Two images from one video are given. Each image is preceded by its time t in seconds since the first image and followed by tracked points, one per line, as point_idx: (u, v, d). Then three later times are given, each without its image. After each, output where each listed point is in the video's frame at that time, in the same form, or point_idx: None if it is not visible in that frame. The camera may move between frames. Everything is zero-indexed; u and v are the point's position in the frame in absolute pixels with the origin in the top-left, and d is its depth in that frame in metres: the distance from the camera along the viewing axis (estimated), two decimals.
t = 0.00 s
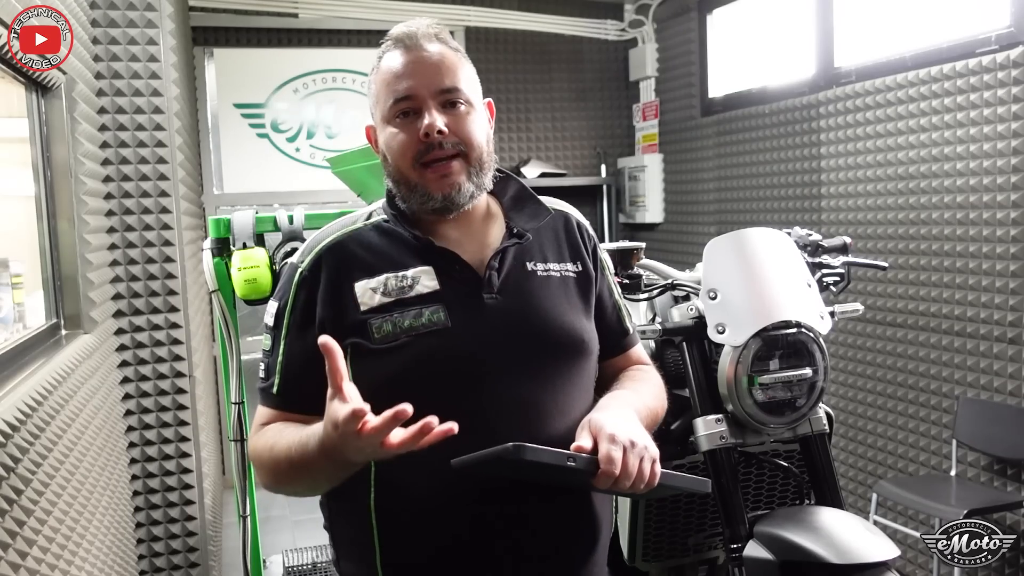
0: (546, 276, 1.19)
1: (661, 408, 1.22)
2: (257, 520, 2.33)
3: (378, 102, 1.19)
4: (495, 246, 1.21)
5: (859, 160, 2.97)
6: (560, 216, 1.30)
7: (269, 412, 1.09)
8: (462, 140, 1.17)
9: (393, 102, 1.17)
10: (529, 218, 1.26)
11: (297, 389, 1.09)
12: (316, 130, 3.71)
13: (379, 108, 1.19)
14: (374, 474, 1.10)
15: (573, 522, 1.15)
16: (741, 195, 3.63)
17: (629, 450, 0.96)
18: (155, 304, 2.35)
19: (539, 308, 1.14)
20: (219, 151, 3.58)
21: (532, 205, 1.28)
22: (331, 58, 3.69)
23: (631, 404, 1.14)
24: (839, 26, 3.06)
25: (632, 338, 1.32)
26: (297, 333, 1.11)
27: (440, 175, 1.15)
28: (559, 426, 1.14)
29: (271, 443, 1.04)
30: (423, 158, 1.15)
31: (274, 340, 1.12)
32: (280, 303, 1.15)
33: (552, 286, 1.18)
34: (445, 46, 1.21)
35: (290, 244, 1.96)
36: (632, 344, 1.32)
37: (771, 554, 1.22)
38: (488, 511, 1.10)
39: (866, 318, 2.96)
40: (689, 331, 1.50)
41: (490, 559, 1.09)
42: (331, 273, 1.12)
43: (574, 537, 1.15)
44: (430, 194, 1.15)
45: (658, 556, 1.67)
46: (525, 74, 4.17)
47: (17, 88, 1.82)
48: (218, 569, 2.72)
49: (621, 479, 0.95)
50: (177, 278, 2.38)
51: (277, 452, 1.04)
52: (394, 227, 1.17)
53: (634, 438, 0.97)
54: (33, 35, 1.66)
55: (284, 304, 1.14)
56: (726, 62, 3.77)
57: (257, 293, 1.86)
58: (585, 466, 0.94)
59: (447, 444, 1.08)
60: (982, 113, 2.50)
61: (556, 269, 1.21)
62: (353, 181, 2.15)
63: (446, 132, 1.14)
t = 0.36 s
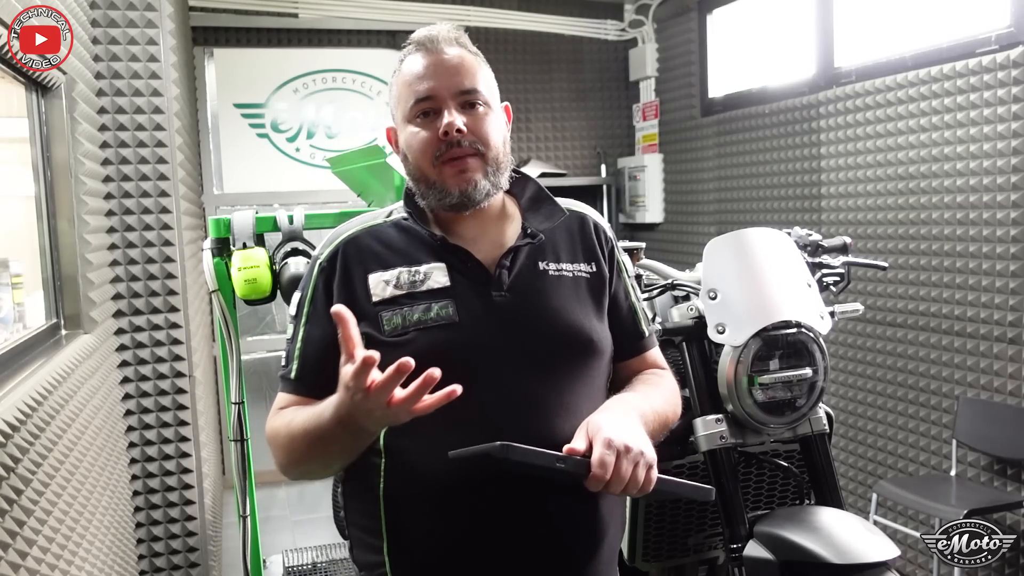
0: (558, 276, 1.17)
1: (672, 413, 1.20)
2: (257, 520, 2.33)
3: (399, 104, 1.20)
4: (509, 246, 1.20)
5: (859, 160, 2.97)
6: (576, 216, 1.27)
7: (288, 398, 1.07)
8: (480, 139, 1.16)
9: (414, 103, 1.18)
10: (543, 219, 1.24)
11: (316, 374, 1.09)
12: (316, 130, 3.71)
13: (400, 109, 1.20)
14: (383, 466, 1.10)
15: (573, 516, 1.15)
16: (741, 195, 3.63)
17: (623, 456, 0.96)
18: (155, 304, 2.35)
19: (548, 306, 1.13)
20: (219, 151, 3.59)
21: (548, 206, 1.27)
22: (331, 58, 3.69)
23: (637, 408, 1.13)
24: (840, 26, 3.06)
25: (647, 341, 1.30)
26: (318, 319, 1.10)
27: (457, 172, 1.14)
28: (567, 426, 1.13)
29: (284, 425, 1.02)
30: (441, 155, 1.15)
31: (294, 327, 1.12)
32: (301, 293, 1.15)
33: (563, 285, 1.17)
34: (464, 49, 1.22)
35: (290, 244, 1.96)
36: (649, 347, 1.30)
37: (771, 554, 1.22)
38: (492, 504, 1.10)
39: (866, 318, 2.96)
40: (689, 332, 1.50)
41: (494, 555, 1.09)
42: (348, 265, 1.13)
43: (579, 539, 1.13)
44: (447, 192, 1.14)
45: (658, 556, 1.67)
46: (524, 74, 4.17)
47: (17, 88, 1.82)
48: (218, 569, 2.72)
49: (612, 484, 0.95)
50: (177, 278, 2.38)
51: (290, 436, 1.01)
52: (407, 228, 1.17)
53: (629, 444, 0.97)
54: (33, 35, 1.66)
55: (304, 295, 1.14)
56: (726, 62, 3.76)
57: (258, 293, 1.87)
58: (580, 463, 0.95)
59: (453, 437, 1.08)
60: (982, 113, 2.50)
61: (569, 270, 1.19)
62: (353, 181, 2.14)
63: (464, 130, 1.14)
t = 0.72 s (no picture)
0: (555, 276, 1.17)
1: (670, 404, 1.20)
2: (257, 519, 2.33)
3: (388, 112, 1.21)
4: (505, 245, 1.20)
5: (859, 160, 2.97)
6: (568, 216, 1.27)
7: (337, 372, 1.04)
8: (470, 140, 1.16)
9: (402, 108, 1.18)
10: (538, 219, 1.23)
11: (369, 350, 1.08)
12: (316, 130, 3.71)
13: (389, 117, 1.20)
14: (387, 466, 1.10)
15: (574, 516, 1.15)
16: (742, 195, 3.63)
17: (615, 442, 0.96)
18: (155, 304, 2.35)
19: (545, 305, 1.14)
20: (219, 151, 3.59)
21: (543, 208, 1.26)
22: (331, 58, 3.69)
23: (633, 396, 1.12)
24: (840, 26, 3.06)
25: (641, 338, 1.29)
26: (360, 298, 1.09)
27: (451, 174, 1.14)
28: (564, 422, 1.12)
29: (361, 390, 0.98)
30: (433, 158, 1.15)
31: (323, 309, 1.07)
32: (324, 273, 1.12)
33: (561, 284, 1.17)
34: (449, 54, 1.22)
35: (290, 244, 1.96)
36: (643, 344, 1.30)
37: (772, 554, 1.22)
38: (494, 494, 1.10)
39: (865, 318, 2.96)
40: (689, 331, 1.50)
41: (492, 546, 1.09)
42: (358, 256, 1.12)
43: (575, 535, 1.13)
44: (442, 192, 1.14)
45: (658, 556, 1.67)
46: (525, 74, 4.17)
47: (17, 88, 1.82)
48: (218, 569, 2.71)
49: (603, 471, 0.95)
50: (177, 278, 2.38)
51: (376, 392, 0.97)
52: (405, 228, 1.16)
53: (622, 430, 0.97)
54: (33, 35, 1.66)
55: (330, 278, 1.10)
56: (726, 62, 3.76)
57: (258, 293, 1.87)
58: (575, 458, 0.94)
59: (455, 431, 1.08)
60: (982, 113, 2.50)
61: (565, 269, 1.19)
62: (353, 181, 2.14)
63: (453, 131, 1.14)
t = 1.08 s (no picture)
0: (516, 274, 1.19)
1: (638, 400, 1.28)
2: (257, 519, 2.33)
3: (363, 100, 1.10)
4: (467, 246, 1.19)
5: (859, 160, 2.97)
6: (519, 220, 1.31)
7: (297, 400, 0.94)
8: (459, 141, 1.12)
9: (389, 97, 1.09)
10: (496, 220, 1.26)
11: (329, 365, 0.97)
12: (316, 130, 3.71)
13: (365, 104, 1.10)
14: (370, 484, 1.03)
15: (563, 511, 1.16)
16: (741, 195, 3.63)
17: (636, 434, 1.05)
18: (155, 304, 2.35)
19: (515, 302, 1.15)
20: (219, 151, 3.59)
21: (497, 209, 1.29)
22: (332, 58, 3.69)
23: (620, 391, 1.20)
24: (840, 26, 3.06)
25: (578, 338, 1.35)
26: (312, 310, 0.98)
27: (443, 173, 1.09)
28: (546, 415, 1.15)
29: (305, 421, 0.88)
30: (425, 155, 1.09)
31: (279, 327, 0.97)
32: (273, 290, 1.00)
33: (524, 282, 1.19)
34: (429, 48, 1.15)
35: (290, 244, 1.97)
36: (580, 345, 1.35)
37: (772, 554, 1.21)
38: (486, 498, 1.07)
39: (865, 318, 2.96)
40: (689, 332, 1.50)
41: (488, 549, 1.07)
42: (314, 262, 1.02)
43: (561, 522, 1.15)
44: (432, 192, 1.09)
45: (658, 556, 1.67)
46: (524, 74, 4.17)
47: (17, 88, 1.82)
48: (218, 569, 2.71)
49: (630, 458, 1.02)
50: (177, 278, 2.38)
51: (312, 421, 0.87)
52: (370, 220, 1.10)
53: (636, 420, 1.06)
54: (33, 35, 1.66)
55: (282, 293, 0.99)
56: (726, 62, 3.76)
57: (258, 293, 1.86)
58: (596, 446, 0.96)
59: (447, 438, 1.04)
60: (982, 113, 2.50)
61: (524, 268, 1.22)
62: (352, 181, 2.14)
63: (448, 130, 1.09)
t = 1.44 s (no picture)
0: (459, 285, 1.23)
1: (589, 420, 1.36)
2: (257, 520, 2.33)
3: (415, 98, 1.09)
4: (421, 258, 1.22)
5: (859, 160, 2.97)
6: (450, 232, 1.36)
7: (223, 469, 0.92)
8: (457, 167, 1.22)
9: (445, 112, 1.12)
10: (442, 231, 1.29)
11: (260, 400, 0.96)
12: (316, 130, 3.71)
13: (422, 109, 1.10)
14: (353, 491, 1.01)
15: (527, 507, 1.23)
16: (741, 195, 3.63)
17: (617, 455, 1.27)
18: (155, 304, 2.35)
19: (466, 313, 1.18)
20: (219, 151, 3.59)
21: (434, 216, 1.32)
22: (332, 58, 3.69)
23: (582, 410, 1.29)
24: (840, 25, 3.06)
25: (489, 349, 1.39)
26: (244, 353, 0.94)
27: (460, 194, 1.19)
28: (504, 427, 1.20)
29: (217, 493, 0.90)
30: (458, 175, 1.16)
31: (212, 362, 0.94)
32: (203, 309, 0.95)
33: (465, 292, 1.23)
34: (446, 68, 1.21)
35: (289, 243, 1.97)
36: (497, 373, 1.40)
37: (771, 554, 1.21)
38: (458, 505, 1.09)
39: (866, 318, 2.95)
40: (689, 332, 1.51)
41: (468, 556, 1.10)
42: (284, 289, 0.98)
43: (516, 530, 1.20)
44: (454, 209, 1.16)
45: (658, 557, 1.66)
46: (525, 74, 4.16)
47: (17, 88, 1.82)
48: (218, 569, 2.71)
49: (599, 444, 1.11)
50: (177, 278, 2.38)
51: (214, 502, 0.89)
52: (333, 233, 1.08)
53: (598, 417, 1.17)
54: (33, 35, 1.66)
55: (225, 321, 0.94)
56: (726, 62, 3.76)
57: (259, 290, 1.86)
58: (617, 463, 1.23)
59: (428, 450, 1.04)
60: (982, 113, 2.50)
61: (461, 278, 1.26)
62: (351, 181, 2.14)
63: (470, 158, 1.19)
